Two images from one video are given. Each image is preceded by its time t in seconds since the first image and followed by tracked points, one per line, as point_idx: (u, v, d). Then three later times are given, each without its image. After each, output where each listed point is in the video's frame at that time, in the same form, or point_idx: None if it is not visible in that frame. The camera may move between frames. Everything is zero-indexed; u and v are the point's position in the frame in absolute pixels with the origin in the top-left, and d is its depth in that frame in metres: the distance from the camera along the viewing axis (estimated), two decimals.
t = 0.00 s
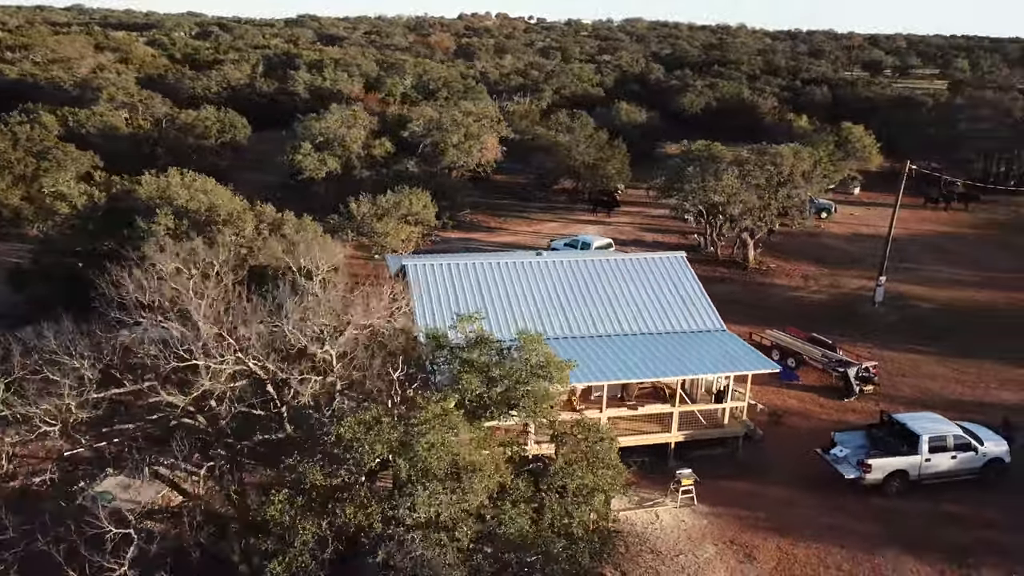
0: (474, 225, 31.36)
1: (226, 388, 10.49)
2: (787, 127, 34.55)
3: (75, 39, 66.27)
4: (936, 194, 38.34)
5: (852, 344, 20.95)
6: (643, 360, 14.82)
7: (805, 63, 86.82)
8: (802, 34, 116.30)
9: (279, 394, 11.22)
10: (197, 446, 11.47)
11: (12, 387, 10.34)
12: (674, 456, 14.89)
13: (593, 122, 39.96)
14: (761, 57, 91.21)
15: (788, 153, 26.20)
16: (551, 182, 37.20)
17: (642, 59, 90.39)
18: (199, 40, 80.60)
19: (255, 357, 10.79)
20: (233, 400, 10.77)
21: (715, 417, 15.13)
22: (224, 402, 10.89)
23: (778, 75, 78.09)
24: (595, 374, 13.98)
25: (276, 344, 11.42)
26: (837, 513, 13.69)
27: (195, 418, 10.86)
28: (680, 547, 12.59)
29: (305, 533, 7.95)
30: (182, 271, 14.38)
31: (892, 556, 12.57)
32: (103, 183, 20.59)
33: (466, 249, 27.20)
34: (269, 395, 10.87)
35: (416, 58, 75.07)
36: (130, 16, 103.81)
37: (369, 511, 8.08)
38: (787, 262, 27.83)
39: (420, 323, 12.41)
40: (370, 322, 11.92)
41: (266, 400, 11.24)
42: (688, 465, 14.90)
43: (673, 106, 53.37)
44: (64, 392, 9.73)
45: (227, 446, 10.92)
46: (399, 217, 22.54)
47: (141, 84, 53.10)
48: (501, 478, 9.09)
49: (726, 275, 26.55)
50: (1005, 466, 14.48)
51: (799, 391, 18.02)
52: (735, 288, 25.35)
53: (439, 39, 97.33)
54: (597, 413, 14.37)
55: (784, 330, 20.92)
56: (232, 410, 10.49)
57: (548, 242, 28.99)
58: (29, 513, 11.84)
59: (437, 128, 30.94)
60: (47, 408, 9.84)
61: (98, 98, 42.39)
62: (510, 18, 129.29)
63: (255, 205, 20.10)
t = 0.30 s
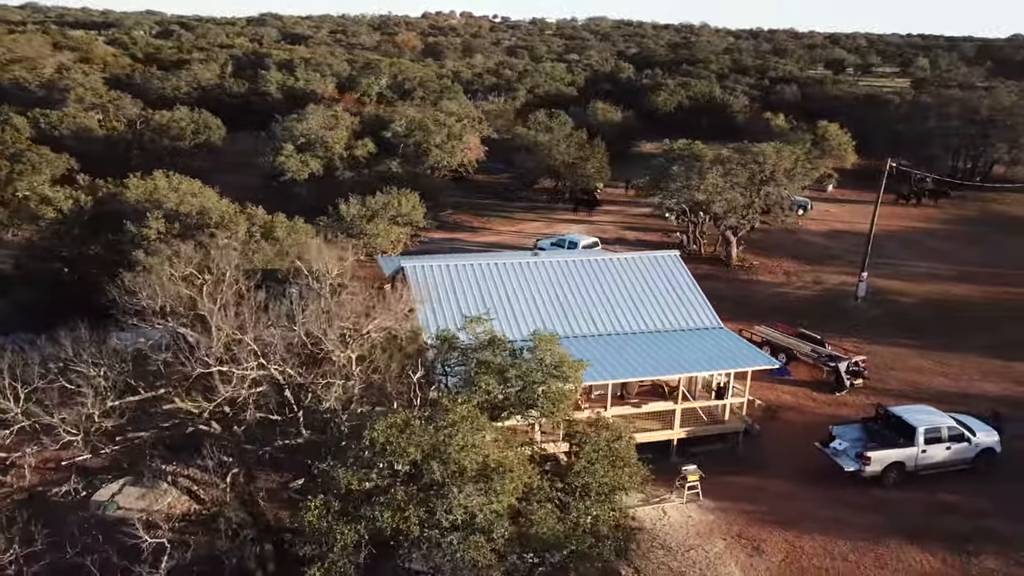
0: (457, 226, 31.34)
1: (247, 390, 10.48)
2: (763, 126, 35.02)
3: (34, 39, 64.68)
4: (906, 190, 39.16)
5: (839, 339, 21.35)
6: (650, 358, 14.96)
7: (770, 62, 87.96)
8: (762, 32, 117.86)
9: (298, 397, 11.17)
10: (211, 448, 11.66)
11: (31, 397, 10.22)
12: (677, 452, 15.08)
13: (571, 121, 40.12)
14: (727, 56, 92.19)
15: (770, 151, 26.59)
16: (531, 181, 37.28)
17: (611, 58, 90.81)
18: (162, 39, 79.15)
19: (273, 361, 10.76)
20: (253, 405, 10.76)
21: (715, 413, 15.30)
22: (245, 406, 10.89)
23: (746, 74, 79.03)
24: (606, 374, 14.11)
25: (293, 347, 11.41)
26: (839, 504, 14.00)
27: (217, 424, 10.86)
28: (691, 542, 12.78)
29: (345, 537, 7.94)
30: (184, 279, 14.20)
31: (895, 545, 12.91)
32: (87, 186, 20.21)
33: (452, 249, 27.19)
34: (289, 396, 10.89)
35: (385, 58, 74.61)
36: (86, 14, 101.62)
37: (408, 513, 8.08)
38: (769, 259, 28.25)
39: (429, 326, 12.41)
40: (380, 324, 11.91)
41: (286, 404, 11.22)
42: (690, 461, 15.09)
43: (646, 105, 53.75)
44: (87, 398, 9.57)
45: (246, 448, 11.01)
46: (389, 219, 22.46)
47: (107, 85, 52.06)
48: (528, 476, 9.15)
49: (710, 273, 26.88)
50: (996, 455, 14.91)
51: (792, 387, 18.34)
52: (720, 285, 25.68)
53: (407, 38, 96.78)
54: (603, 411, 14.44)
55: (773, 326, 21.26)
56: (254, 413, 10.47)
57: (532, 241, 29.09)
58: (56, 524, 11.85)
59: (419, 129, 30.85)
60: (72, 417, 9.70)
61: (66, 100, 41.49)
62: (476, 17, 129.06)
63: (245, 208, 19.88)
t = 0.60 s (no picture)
0: (442, 226, 31.32)
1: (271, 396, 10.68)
2: (742, 124, 35.46)
3: None
4: (879, 187, 39.87)
5: (826, 334, 21.74)
6: (660, 355, 15.06)
7: (738, 61, 88.87)
8: (728, 31, 119.21)
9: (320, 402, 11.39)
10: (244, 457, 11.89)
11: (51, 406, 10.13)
12: (680, 449, 15.24)
13: (550, 120, 40.29)
14: (695, 55, 92.87)
15: (753, 150, 26.97)
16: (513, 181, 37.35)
17: (580, 57, 91.10)
18: (124, 39, 77.63)
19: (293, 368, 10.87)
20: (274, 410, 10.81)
21: (717, 410, 15.46)
22: (270, 412, 11.09)
23: (716, 73, 79.81)
24: (621, 372, 14.16)
25: (306, 351, 11.35)
26: (842, 497, 14.29)
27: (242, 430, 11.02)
28: (701, 537, 12.95)
29: (385, 541, 8.00)
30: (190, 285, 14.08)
31: (899, 536, 13.22)
32: (73, 190, 19.84)
33: (439, 249, 27.15)
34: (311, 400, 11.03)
35: (355, 58, 74.04)
36: (43, 13, 99.25)
37: (445, 515, 8.12)
38: (753, 256, 28.65)
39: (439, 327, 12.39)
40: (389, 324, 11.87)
41: (307, 409, 11.40)
42: (694, 458, 15.27)
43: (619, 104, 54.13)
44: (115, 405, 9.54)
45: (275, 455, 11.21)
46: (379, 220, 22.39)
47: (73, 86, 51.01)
48: (556, 475, 9.25)
49: (696, 270, 27.18)
50: (989, 446, 15.32)
51: (787, 382, 18.64)
52: (707, 283, 25.99)
53: (377, 37, 96.12)
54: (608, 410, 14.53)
55: (763, 322, 21.58)
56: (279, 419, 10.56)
57: (518, 241, 29.16)
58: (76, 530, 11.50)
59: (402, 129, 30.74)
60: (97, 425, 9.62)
61: (35, 101, 40.57)
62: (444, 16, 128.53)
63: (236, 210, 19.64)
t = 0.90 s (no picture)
0: (427, 227, 31.26)
1: (298, 400, 10.74)
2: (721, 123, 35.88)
3: None
4: (854, 184, 40.59)
5: (814, 330, 22.13)
6: (669, 352, 15.21)
7: (708, 60, 89.78)
8: (693, 31, 120.33)
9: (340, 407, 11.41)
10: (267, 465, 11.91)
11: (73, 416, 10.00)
12: (684, 446, 15.39)
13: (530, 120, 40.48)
14: (665, 54, 93.55)
15: (737, 149, 27.32)
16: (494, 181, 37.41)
17: (550, 56, 91.31)
18: (86, 38, 75.96)
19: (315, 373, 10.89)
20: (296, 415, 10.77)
21: (718, 406, 15.58)
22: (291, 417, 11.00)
23: (686, 72, 80.54)
24: (635, 371, 14.29)
25: (321, 357, 11.28)
26: (843, 490, 14.57)
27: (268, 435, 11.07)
28: (710, 533, 13.11)
29: (426, 545, 7.97)
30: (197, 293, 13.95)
31: (903, 527, 13.52)
32: (59, 194, 19.45)
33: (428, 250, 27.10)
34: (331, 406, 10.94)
35: (325, 57, 73.37)
36: None
37: (485, 517, 8.09)
38: (737, 254, 29.03)
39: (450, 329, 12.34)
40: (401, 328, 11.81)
41: (325, 413, 11.35)
42: (697, 454, 15.43)
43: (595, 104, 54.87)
44: (144, 412, 9.48)
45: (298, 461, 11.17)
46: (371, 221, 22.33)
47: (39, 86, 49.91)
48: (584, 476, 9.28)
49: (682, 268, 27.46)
50: (981, 437, 15.73)
51: (781, 378, 18.95)
52: (693, 281, 26.28)
53: (346, 37, 95.46)
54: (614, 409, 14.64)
55: (753, 319, 21.90)
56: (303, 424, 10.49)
57: (505, 241, 29.22)
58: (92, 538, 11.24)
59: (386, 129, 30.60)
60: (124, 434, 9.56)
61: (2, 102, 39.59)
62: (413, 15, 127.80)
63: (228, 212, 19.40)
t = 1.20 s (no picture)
0: (414, 228, 31.19)
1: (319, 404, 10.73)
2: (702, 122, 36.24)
3: None
4: (830, 181, 41.26)
5: (804, 325, 22.49)
6: (674, 350, 15.37)
7: (679, 59, 90.40)
8: (660, 29, 121.28)
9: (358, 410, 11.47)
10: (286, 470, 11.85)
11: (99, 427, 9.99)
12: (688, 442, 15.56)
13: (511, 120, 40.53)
14: (636, 53, 94.08)
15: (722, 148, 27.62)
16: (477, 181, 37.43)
17: (522, 55, 91.40)
18: (49, 37, 74.33)
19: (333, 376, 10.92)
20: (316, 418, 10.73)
21: (719, 404, 15.77)
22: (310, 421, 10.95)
23: (658, 71, 81.14)
24: (647, 369, 14.43)
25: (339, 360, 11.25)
26: (845, 483, 14.85)
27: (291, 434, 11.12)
28: (720, 527, 13.30)
29: (467, 547, 8.11)
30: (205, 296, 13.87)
31: (905, 517, 13.81)
32: (47, 198, 19.06)
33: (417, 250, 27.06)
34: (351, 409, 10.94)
35: (296, 57, 72.70)
36: None
37: (524, 518, 8.21)
38: (722, 251, 29.39)
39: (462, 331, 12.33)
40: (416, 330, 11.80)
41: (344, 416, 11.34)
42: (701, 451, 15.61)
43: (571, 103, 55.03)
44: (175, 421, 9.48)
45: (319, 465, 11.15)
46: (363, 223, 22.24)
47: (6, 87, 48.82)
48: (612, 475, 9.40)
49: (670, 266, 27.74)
50: (974, 429, 16.12)
51: (775, 374, 19.23)
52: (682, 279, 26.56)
53: (316, 36, 94.61)
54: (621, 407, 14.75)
55: (745, 316, 22.20)
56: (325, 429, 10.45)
57: (493, 241, 29.27)
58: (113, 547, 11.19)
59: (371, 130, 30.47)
60: (153, 444, 9.53)
61: None
62: (382, 14, 126.94)
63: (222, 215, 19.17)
